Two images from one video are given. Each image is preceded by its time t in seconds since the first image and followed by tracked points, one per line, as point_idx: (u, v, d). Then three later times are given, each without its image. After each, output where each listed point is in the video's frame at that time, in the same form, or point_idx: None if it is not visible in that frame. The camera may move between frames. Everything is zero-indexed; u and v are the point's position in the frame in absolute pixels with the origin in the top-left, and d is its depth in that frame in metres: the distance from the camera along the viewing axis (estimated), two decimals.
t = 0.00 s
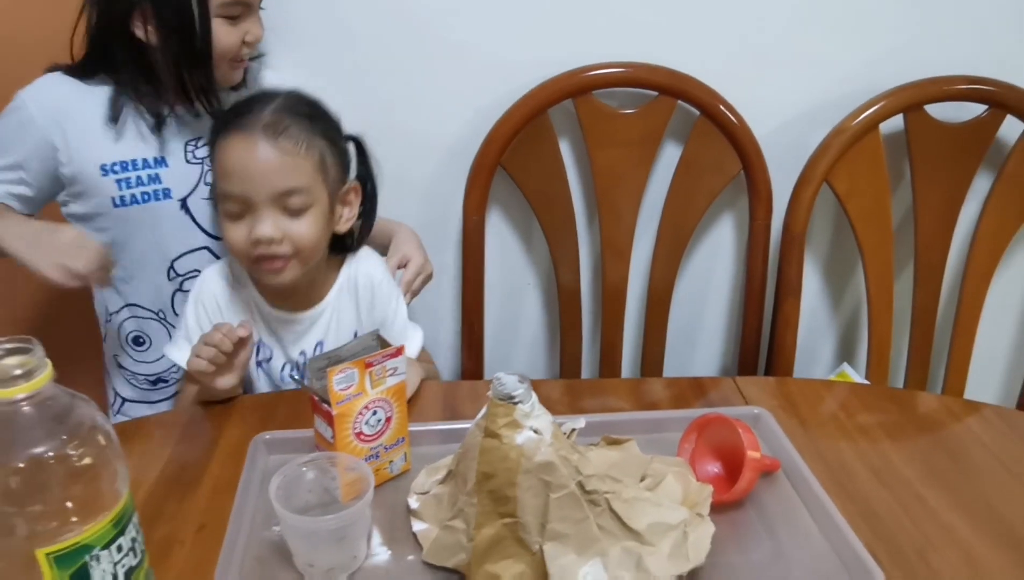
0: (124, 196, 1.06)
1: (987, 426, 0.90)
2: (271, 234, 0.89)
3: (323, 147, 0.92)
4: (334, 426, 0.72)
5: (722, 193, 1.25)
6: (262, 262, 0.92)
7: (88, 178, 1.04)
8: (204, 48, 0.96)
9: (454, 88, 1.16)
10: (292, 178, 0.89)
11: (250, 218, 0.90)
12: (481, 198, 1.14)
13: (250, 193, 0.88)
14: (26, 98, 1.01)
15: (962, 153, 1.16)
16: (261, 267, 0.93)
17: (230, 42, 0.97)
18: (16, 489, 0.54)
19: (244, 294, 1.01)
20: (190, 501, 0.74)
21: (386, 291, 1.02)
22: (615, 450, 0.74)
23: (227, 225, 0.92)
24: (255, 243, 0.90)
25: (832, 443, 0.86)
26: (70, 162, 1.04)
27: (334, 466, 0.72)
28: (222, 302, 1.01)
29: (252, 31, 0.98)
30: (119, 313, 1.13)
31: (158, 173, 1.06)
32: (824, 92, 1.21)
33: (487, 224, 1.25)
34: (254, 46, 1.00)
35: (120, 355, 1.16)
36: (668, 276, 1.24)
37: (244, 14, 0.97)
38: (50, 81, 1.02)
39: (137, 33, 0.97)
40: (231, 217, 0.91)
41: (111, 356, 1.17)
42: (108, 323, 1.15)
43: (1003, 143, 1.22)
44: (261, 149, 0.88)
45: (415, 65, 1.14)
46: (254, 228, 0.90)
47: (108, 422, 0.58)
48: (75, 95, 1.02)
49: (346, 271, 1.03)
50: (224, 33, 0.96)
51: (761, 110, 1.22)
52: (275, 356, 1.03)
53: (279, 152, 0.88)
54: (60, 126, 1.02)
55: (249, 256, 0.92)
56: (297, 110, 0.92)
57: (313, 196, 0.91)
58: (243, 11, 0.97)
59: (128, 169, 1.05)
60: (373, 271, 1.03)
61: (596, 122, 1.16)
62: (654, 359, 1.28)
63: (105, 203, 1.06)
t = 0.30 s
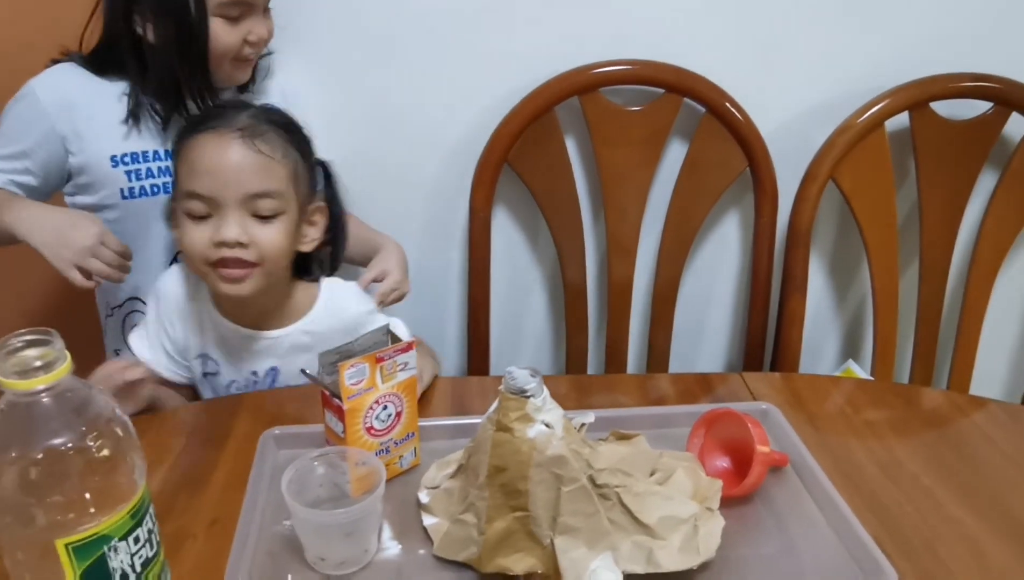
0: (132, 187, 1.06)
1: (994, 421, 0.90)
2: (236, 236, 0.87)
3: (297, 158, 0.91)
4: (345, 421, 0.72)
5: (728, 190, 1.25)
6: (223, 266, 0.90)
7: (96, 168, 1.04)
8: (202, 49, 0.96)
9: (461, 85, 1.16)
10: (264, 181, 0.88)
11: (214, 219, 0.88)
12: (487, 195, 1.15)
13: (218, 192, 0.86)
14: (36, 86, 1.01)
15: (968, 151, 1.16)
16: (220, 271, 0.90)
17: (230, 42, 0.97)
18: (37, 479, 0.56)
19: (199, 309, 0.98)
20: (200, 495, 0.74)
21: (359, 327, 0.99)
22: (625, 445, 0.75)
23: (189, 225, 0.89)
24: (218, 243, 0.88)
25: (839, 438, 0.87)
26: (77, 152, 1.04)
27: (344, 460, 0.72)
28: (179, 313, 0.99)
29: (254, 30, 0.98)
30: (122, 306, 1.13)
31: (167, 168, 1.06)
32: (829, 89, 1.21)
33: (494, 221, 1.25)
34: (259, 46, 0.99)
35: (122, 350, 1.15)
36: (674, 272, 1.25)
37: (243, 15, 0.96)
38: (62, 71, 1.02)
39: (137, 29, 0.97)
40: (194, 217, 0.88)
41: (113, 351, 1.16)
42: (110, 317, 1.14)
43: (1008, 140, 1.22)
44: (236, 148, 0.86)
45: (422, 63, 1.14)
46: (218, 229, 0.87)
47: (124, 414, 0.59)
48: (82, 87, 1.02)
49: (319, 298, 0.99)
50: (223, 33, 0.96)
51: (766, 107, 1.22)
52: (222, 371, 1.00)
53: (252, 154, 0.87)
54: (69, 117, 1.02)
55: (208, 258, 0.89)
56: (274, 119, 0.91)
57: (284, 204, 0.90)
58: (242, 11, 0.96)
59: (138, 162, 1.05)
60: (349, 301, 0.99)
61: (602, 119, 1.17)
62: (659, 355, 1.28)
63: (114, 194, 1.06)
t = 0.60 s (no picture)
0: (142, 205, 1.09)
1: (992, 426, 0.92)
2: (168, 251, 0.87)
3: (211, 161, 0.92)
4: (354, 429, 0.74)
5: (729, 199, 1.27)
6: (150, 281, 0.89)
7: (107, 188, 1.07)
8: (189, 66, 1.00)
9: (465, 98, 1.18)
10: (189, 193, 0.88)
11: (139, 233, 0.87)
12: (491, 206, 1.16)
13: (143, 207, 0.85)
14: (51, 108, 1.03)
15: (965, 158, 1.18)
16: (148, 287, 0.89)
17: (216, 59, 0.99)
18: (59, 488, 0.58)
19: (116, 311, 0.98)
20: (212, 503, 0.76)
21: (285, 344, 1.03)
22: (628, 452, 0.76)
23: (109, 242, 0.87)
24: (147, 261, 0.87)
25: (838, 443, 0.88)
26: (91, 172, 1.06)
27: (353, 468, 0.74)
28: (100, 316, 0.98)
29: (240, 49, 1.00)
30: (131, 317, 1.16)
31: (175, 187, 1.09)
32: (828, 98, 1.23)
33: (498, 231, 1.27)
34: (251, 64, 1.01)
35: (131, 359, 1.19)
36: (675, 280, 1.26)
37: (224, 32, 0.99)
38: (82, 92, 1.02)
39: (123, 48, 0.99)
40: (116, 233, 0.87)
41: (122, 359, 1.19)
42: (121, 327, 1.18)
43: (1005, 148, 1.23)
44: (154, 160, 0.85)
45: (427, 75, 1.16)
46: (146, 246, 0.87)
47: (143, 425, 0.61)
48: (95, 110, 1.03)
49: (242, 313, 1.01)
50: (207, 51, 0.99)
51: (767, 117, 1.24)
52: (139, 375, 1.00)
53: (174, 165, 0.86)
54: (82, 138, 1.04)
55: (137, 274, 0.88)
56: (181, 123, 0.90)
57: (208, 211, 0.90)
58: (223, 28, 0.98)
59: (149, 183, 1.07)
60: (273, 320, 1.03)
61: (603, 130, 1.19)
62: (662, 362, 1.29)
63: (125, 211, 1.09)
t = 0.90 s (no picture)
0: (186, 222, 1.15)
1: (990, 436, 0.93)
2: (102, 302, 0.88)
3: (133, 213, 0.94)
4: (364, 435, 0.76)
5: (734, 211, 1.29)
6: (83, 333, 0.90)
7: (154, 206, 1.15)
8: (219, 89, 1.05)
9: (475, 111, 1.21)
10: (119, 244, 0.89)
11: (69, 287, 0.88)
12: (499, 217, 1.19)
13: (72, 261, 0.87)
14: (106, 128, 1.11)
15: (968, 171, 1.20)
16: (82, 339, 0.90)
17: (241, 80, 1.04)
18: (84, 486, 0.62)
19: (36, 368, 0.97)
20: (226, 506, 0.78)
21: (208, 388, 1.01)
22: (631, 458, 0.78)
23: (41, 297, 0.88)
24: (82, 313, 0.88)
25: (838, 452, 0.90)
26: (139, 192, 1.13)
27: (363, 473, 0.76)
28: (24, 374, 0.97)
29: (266, 70, 1.04)
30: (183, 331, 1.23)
31: (216, 206, 1.15)
32: (831, 112, 1.25)
33: (506, 241, 1.29)
34: (279, 84, 1.06)
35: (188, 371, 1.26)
36: (681, 291, 1.28)
37: (249, 55, 1.03)
38: (129, 113, 1.11)
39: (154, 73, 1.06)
40: (46, 289, 0.88)
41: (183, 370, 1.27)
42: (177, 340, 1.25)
43: (1008, 161, 1.25)
44: (80, 214, 0.87)
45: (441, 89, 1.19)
46: (79, 298, 0.88)
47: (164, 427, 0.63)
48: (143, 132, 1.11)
49: (158, 362, 1.00)
50: (232, 73, 1.03)
51: (772, 130, 1.26)
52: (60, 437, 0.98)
53: (100, 217, 0.88)
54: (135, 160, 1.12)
55: (71, 327, 0.89)
56: (104, 177, 0.93)
57: (137, 261, 0.92)
58: (247, 52, 1.03)
59: (187, 202, 1.14)
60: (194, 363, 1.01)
61: (610, 143, 1.21)
62: (668, 371, 1.31)
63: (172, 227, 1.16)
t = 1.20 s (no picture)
0: (312, 263, 1.10)
1: (1001, 451, 0.94)
2: (107, 289, 0.89)
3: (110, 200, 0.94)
4: (382, 442, 0.78)
5: (745, 226, 1.31)
6: (90, 328, 0.91)
7: (281, 251, 1.10)
8: (332, 118, 1.00)
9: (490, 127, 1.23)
10: (109, 229, 0.90)
11: (70, 283, 0.89)
12: (514, 230, 1.21)
13: (65, 255, 0.87)
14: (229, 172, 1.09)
15: (977, 187, 1.21)
16: (92, 333, 0.91)
17: (353, 110, 0.98)
18: (120, 486, 0.65)
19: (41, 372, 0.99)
20: (247, 511, 0.80)
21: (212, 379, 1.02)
22: (642, 468, 0.80)
23: (46, 297, 0.89)
24: (89, 305, 0.89)
25: (848, 464, 0.91)
26: (263, 234, 1.10)
27: (380, 479, 0.78)
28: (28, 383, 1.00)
29: (379, 99, 0.97)
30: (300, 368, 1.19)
31: (346, 243, 1.09)
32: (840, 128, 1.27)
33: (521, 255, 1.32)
34: (395, 113, 0.99)
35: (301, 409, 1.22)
36: (692, 304, 1.30)
37: (362, 83, 0.97)
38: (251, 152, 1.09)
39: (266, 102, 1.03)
40: (49, 288, 0.88)
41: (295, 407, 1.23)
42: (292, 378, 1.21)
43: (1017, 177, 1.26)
44: (62, 206, 0.87)
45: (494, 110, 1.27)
46: (83, 291, 0.89)
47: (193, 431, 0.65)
48: (265, 166, 1.08)
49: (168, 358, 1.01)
50: (346, 104, 0.98)
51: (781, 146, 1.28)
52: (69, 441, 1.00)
53: (85, 205, 0.89)
54: (261, 199, 1.09)
55: (83, 323, 0.90)
56: (74, 169, 0.93)
57: (128, 243, 0.93)
58: (359, 79, 0.96)
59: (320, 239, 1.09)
60: (198, 358, 1.02)
61: (622, 159, 1.23)
62: (679, 383, 1.33)
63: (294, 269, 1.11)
